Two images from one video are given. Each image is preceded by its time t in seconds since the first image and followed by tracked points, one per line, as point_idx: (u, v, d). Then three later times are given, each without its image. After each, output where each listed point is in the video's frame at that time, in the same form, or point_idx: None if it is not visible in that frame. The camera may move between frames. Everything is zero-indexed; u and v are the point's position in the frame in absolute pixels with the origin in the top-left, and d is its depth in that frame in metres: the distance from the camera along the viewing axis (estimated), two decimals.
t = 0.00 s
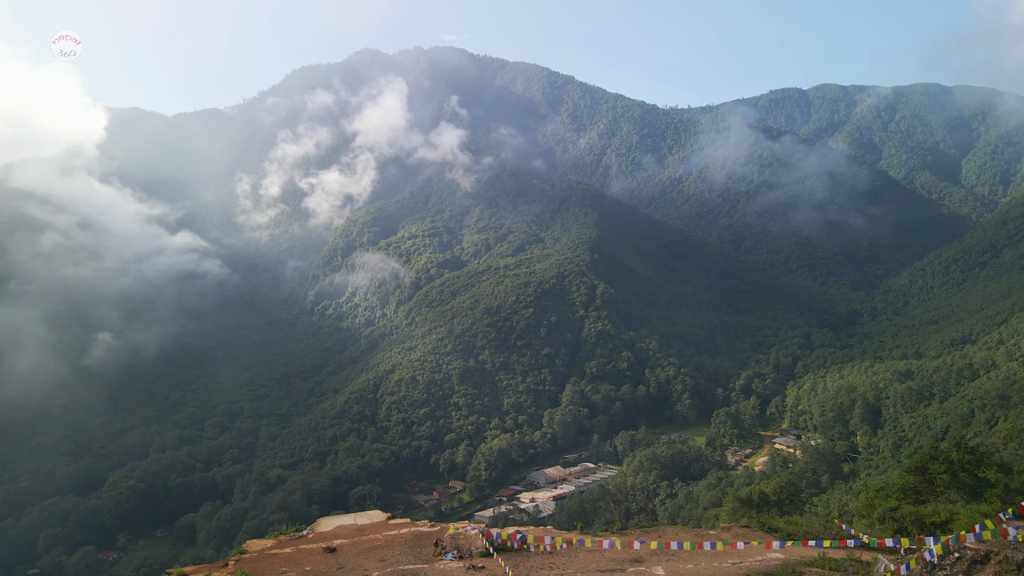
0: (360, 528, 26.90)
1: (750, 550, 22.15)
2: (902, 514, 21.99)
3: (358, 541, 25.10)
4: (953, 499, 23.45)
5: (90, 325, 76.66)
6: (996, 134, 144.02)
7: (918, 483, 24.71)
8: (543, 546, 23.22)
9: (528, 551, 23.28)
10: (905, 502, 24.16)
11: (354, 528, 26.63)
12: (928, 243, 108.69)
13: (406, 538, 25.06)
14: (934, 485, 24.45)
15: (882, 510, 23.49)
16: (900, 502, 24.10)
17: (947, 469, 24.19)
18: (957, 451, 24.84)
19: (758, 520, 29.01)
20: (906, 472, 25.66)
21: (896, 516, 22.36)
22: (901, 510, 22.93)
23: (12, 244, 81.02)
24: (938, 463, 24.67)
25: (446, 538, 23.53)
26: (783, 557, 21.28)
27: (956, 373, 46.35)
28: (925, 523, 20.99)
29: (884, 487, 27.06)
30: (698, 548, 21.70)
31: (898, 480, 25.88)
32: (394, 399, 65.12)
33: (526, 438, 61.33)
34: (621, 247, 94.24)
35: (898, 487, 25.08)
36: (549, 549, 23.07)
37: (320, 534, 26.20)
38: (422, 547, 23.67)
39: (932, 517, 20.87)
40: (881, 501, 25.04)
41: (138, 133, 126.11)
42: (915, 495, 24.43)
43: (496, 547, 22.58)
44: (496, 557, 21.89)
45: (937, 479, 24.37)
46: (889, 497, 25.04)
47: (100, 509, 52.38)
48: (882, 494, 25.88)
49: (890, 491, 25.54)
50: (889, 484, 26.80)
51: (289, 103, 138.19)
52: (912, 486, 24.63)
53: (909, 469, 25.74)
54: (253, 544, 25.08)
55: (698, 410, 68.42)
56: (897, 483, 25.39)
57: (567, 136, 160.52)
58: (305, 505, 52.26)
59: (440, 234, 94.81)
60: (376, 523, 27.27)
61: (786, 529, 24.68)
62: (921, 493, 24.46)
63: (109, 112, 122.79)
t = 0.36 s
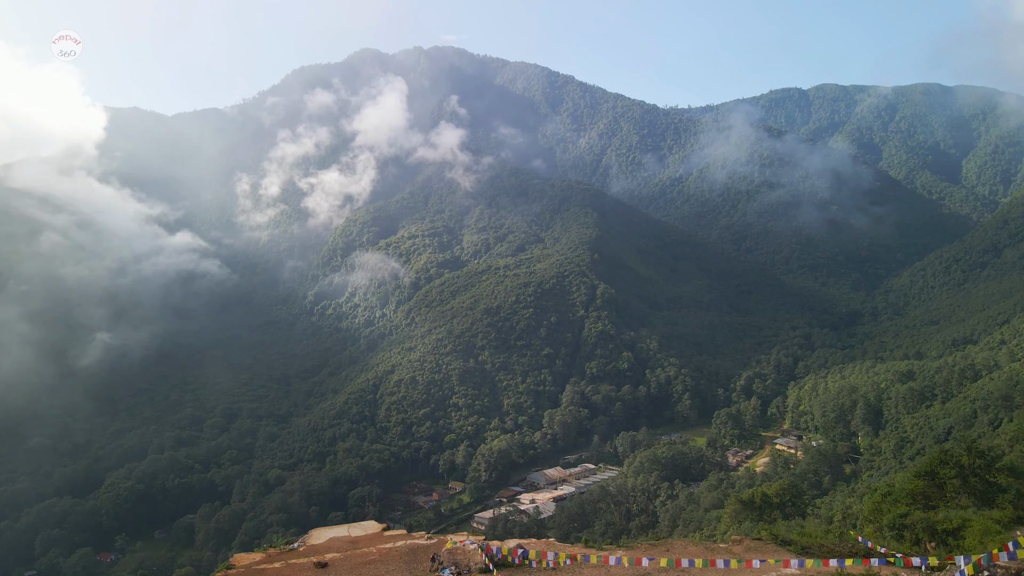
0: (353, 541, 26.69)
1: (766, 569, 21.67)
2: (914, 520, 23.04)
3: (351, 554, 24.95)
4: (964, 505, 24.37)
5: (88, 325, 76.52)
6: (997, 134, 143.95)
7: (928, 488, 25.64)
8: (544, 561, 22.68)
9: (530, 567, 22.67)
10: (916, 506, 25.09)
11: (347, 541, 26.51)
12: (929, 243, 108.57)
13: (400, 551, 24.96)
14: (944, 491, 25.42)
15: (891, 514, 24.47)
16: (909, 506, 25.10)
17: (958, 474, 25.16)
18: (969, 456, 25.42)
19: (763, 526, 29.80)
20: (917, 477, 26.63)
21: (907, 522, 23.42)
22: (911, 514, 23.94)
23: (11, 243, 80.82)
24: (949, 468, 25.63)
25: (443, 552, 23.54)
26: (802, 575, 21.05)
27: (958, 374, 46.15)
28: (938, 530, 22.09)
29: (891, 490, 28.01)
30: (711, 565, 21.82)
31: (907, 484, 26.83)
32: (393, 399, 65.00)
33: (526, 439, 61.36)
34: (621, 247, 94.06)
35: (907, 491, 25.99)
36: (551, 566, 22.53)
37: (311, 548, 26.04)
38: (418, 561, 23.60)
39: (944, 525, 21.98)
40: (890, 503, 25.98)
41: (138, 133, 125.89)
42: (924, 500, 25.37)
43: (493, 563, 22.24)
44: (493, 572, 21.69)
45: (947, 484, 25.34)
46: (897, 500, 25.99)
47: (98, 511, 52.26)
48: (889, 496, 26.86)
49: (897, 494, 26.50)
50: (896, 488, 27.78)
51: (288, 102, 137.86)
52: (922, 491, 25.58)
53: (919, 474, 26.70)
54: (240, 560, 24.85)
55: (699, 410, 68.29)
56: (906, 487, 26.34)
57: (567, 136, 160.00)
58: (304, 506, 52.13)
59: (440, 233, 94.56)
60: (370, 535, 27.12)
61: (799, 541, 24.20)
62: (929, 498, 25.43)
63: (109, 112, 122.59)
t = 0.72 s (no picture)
0: (348, 553, 25.63)
1: None
2: (927, 527, 24.70)
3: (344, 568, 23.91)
4: (976, 510, 26.13)
5: (86, 325, 76.22)
6: (997, 134, 143.87)
7: (938, 491, 27.42)
8: (546, 575, 21.99)
9: None
10: (929, 512, 26.79)
11: (341, 554, 25.49)
12: (930, 243, 108.47)
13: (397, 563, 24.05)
14: (954, 494, 27.18)
15: (905, 520, 26.13)
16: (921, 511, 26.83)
17: (969, 479, 26.92)
18: (979, 460, 27.31)
19: (774, 531, 31.27)
20: (927, 481, 28.38)
21: (919, 528, 25.10)
22: (922, 519, 25.67)
23: (10, 242, 80.59)
24: (960, 473, 27.38)
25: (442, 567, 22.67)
26: None
27: (960, 375, 46.04)
28: (952, 537, 23.86)
29: (900, 495, 29.79)
30: None
31: (916, 488, 28.58)
32: (393, 399, 64.86)
33: (526, 439, 61.28)
34: (621, 247, 93.88)
35: (918, 495, 27.75)
36: None
37: (301, 562, 24.86)
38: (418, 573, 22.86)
39: (958, 532, 23.80)
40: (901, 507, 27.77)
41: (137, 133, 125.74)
42: (935, 504, 27.13)
43: None
44: None
45: (958, 489, 27.10)
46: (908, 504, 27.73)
47: (96, 512, 52.13)
48: (899, 500, 28.66)
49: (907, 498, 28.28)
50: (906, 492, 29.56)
51: (288, 102, 137.55)
52: (932, 495, 27.32)
53: (928, 478, 28.46)
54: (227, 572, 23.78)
55: (699, 411, 68.16)
56: (917, 491, 28.08)
57: (567, 136, 159.55)
58: (303, 507, 52.03)
59: (440, 233, 94.33)
60: (364, 548, 25.86)
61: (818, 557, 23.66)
62: (940, 502, 27.21)
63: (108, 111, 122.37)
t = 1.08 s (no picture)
0: (338, 569, 20.84)
1: None
2: (938, 534, 24.75)
3: None
4: (989, 516, 26.15)
5: (84, 325, 75.97)
6: (998, 134, 143.78)
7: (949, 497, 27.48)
8: None
9: None
10: (939, 518, 26.82)
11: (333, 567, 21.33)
12: (930, 243, 108.34)
13: None
14: (964, 499, 27.25)
15: (913, 526, 26.13)
16: (930, 514, 26.86)
17: (980, 484, 26.96)
18: (990, 465, 27.35)
19: (777, 537, 30.94)
20: (937, 485, 28.42)
21: (930, 535, 25.05)
22: (933, 525, 25.72)
23: (7, 242, 80.42)
24: (971, 478, 27.44)
25: None
26: None
27: (962, 375, 45.90)
28: (963, 544, 23.88)
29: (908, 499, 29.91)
30: None
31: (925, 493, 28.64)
32: (392, 400, 64.72)
33: (526, 440, 61.17)
34: (621, 247, 93.68)
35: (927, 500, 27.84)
36: None
37: None
38: None
39: (970, 539, 23.80)
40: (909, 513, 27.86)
41: (136, 133, 125.72)
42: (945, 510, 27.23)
43: None
44: None
45: (969, 494, 27.06)
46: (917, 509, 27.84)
47: (93, 514, 52.03)
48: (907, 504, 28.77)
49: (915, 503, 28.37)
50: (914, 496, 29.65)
51: (288, 101, 137.28)
52: (942, 500, 27.37)
53: (937, 484, 28.54)
54: None
55: (700, 412, 68.04)
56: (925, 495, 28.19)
57: (567, 136, 159.10)
58: (301, 509, 51.88)
59: (439, 233, 94.12)
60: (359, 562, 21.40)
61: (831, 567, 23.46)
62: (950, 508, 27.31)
63: (107, 111, 122.34)
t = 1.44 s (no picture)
0: None
1: None
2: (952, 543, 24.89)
3: None
4: (1001, 522, 26.29)
5: (82, 325, 75.67)
6: (999, 134, 143.74)
7: (960, 503, 27.53)
8: None
9: None
10: (951, 525, 26.90)
11: None
12: (930, 243, 108.30)
13: None
14: (975, 505, 27.33)
15: (926, 535, 26.36)
16: (940, 522, 27.11)
17: (992, 489, 27.00)
18: (1002, 469, 27.35)
19: (783, 540, 31.93)
20: (948, 490, 28.47)
21: (943, 543, 25.39)
22: (945, 534, 25.90)
23: (6, 242, 80.34)
24: (983, 483, 27.43)
25: None
26: None
27: (964, 376, 45.78)
28: (977, 553, 24.05)
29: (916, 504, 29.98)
30: None
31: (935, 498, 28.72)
32: (392, 401, 64.62)
33: (526, 441, 61.09)
34: (621, 247, 93.54)
35: (937, 506, 27.93)
36: None
37: None
38: None
39: (984, 548, 24.01)
40: (919, 519, 27.97)
41: (135, 133, 125.67)
42: (956, 516, 27.29)
43: None
44: None
45: (981, 500, 27.14)
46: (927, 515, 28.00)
47: (92, 514, 52.08)
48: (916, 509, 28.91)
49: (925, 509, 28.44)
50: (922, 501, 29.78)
51: (288, 101, 136.97)
52: (953, 506, 27.44)
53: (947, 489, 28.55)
54: None
55: (701, 412, 67.95)
56: (935, 500, 28.25)
57: (567, 136, 158.67)
58: (300, 510, 51.74)
59: (439, 233, 93.95)
60: None
61: None
62: (960, 513, 27.39)
63: (106, 111, 122.11)
